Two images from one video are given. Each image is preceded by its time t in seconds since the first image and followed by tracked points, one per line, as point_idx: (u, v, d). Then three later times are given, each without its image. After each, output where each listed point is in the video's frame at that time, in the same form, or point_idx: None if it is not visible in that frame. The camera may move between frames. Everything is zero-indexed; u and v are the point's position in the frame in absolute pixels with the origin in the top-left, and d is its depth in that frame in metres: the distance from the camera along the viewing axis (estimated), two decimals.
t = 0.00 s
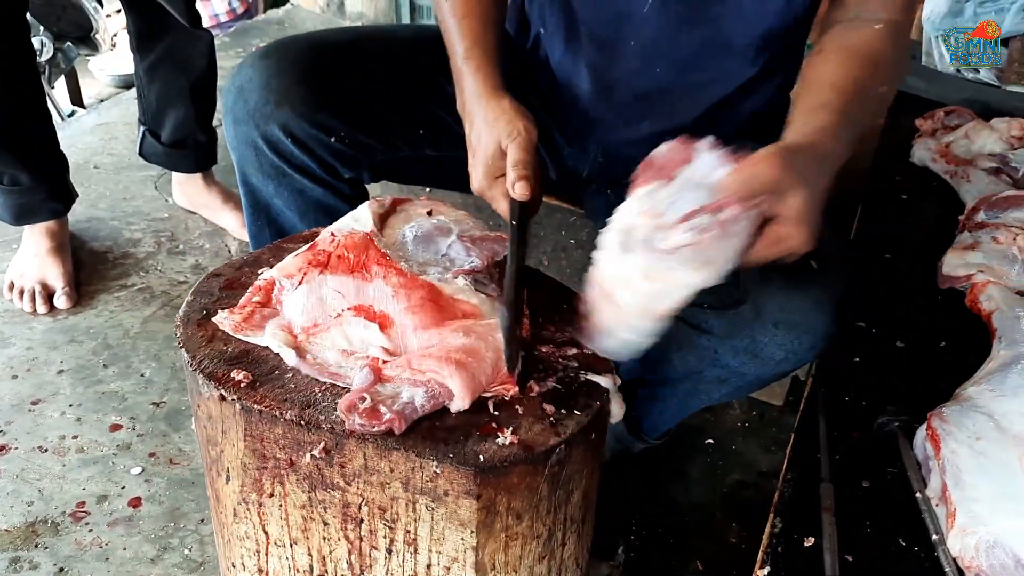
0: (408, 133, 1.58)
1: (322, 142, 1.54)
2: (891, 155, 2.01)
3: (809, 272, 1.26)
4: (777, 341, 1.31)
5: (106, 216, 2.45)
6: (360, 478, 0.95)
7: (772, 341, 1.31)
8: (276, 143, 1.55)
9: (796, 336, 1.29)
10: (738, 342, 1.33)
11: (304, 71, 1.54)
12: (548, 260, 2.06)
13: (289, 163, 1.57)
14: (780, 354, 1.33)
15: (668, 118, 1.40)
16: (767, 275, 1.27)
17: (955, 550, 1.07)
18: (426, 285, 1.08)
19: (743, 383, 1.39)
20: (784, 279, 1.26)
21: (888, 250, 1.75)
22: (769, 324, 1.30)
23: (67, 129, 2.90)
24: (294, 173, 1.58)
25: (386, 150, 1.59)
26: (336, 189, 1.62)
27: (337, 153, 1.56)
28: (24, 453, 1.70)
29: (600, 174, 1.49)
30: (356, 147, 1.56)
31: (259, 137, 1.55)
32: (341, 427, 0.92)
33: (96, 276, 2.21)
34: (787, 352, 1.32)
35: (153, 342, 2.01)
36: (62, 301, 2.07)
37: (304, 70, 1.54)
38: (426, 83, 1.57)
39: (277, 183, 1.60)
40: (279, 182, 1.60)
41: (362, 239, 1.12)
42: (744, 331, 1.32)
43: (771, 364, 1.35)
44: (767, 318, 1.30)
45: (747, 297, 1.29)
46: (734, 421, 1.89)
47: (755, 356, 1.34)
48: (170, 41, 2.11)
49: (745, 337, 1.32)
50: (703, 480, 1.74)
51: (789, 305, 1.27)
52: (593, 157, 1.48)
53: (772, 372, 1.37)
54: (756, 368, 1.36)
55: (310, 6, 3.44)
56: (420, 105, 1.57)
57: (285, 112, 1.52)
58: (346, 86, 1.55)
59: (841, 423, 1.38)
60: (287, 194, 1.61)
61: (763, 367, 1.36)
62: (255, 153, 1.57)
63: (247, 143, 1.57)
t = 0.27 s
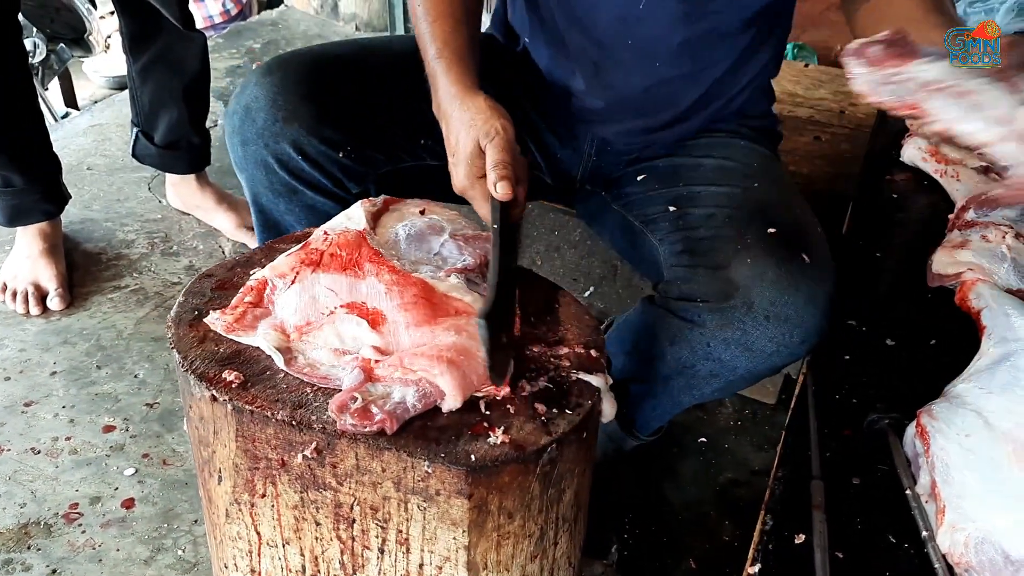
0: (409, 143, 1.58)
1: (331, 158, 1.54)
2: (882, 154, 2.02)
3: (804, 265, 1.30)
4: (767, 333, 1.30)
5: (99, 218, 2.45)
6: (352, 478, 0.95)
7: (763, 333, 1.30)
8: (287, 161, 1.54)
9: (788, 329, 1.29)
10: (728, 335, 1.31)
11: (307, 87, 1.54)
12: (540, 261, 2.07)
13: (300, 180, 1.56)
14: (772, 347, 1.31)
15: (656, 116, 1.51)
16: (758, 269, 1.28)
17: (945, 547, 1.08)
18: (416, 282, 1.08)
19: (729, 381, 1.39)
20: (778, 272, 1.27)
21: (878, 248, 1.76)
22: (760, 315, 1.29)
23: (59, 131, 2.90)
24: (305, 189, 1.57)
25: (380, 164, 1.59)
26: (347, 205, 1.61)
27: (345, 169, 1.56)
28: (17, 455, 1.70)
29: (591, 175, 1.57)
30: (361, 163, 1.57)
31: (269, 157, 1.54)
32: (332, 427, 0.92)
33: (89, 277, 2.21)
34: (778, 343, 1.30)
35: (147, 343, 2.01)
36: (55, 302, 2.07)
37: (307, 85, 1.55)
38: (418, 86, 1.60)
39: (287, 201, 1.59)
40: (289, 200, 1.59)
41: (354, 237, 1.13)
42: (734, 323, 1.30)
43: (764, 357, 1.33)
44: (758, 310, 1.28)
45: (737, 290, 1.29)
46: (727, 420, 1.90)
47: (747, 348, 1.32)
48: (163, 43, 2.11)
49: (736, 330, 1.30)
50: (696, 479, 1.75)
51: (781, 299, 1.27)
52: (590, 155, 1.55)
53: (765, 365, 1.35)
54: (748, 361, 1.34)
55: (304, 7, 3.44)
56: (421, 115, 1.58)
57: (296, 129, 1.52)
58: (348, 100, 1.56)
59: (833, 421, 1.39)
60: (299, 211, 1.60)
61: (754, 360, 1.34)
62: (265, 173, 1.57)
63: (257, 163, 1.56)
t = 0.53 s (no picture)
0: (391, 140, 1.59)
1: (308, 155, 1.54)
2: (876, 153, 2.02)
3: (796, 265, 1.29)
4: (762, 331, 1.30)
5: (93, 219, 2.44)
6: (343, 479, 0.95)
7: (758, 331, 1.30)
8: (265, 161, 1.54)
9: (785, 328, 1.30)
10: (723, 335, 1.31)
11: (281, 87, 1.56)
12: (535, 261, 2.07)
13: (279, 179, 1.54)
14: (767, 345, 1.31)
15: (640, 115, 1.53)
16: (753, 269, 1.28)
17: (936, 546, 1.07)
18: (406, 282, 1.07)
19: (719, 382, 1.39)
20: (772, 270, 1.28)
21: (871, 248, 1.76)
22: (754, 314, 1.29)
23: (52, 132, 2.89)
24: (285, 188, 1.55)
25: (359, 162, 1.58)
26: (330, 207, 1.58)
27: (325, 168, 1.55)
28: (9, 457, 1.70)
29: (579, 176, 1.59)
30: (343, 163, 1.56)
31: (248, 157, 1.54)
32: (323, 427, 0.92)
33: (82, 279, 2.20)
34: (773, 342, 1.31)
35: (140, 344, 2.01)
36: (49, 303, 2.06)
37: (284, 86, 1.56)
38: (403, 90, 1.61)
39: (270, 202, 1.57)
40: (272, 201, 1.56)
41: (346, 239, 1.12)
42: (729, 323, 1.30)
43: (759, 356, 1.33)
44: (753, 309, 1.28)
45: (732, 290, 1.29)
46: (721, 419, 1.89)
47: (742, 348, 1.32)
48: (157, 44, 2.11)
49: (730, 330, 1.30)
50: (690, 479, 1.75)
51: (774, 300, 1.28)
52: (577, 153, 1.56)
53: (759, 364, 1.35)
54: (743, 359, 1.34)
55: (299, 8, 3.42)
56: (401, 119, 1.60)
57: (271, 129, 1.53)
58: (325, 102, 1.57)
59: (825, 420, 1.38)
60: (284, 212, 1.57)
61: (749, 360, 1.34)
62: (245, 174, 1.56)
63: (235, 164, 1.56)
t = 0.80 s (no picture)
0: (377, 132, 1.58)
1: (282, 139, 1.51)
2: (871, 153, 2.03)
3: (806, 210, 1.33)
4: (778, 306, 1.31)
5: (88, 220, 2.44)
6: (335, 481, 0.95)
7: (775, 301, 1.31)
8: (238, 143, 1.52)
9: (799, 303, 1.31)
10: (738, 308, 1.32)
11: (260, 76, 1.55)
12: (530, 262, 2.07)
13: (252, 163, 1.53)
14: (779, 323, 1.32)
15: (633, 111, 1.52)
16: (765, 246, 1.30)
17: (930, 548, 1.08)
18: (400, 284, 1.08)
19: (727, 347, 1.39)
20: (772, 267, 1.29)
21: (866, 248, 1.76)
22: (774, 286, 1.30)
23: (47, 133, 2.88)
24: (259, 171, 1.54)
25: (338, 151, 1.55)
26: (305, 190, 1.57)
27: (300, 152, 1.53)
28: (3, 460, 1.69)
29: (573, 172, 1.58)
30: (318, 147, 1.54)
31: (220, 140, 1.53)
32: (315, 430, 0.92)
33: (77, 281, 2.20)
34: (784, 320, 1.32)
35: (135, 346, 2.00)
36: (44, 305, 2.06)
37: (264, 72, 1.55)
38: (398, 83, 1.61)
39: (244, 184, 1.56)
40: (245, 183, 1.55)
41: (339, 243, 1.13)
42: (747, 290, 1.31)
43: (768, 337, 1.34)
44: (769, 259, 1.30)
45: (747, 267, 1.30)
46: (717, 420, 1.89)
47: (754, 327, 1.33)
48: (151, 44, 2.10)
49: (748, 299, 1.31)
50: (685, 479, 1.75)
51: (788, 248, 1.30)
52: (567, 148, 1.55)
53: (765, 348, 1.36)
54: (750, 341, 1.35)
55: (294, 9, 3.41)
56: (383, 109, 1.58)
57: (243, 111, 1.51)
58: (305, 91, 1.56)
59: (819, 421, 1.39)
60: (256, 195, 1.56)
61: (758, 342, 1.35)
62: (218, 157, 1.55)
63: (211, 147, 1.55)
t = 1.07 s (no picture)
0: (367, 130, 1.59)
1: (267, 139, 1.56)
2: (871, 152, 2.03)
3: (800, 245, 1.28)
4: (775, 320, 1.29)
5: (87, 221, 2.44)
6: (333, 482, 0.94)
7: (768, 320, 1.29)
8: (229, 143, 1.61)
9: (798, 314, 1.29)
10: (737, 326, 1.31)
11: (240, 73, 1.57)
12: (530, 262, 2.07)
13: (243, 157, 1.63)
14: (783, 333, 1.30)
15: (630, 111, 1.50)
16: (759, 258, 1.27)
17: (929, 548, 1.07)
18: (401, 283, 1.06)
19: (729, 370, 1.39)
20: (775, 263, 1.27)
21: (866, 248, 1.76)
22: (765, 304, 1.28)
23: (47, 134, 2.88)
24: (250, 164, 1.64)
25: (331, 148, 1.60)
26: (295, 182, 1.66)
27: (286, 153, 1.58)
28: (2, 461, 1.69)
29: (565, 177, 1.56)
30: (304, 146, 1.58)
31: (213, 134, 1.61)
32: (313, 431, 0.92)
33: (77, 281, 2.20)
34: (787, 329, 1.30)
35: (135, 347, 2.00)
36: (42, 306, 2.06)
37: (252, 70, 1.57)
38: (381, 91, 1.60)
39: (237, 177, 1.66)
40: (238, 176, 1.66)
41: (335, 240, 1.10)
42: (740, 314, 1.29)
43: (775, 344, 1.32)
44: (762, 299, 1.28)
45: (738, 281, 1.27)
46: (717, 419, 1.89)
47: (758, 339, 1.31)
48: (150, 44, 2.10)
49: (743, 321, 1.29)
50: (685, 479, 1.75)
51: (784, 287, 1.27)
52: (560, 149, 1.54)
53: (778, 351, 1.34)
54: (762, 348, 1.33)
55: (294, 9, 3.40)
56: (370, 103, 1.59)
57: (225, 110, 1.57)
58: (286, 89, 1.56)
59: (819, 420, 1.39)
60: (249, 186, 1.67)
61: (767, 349, 1.33)
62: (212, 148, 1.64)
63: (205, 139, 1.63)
